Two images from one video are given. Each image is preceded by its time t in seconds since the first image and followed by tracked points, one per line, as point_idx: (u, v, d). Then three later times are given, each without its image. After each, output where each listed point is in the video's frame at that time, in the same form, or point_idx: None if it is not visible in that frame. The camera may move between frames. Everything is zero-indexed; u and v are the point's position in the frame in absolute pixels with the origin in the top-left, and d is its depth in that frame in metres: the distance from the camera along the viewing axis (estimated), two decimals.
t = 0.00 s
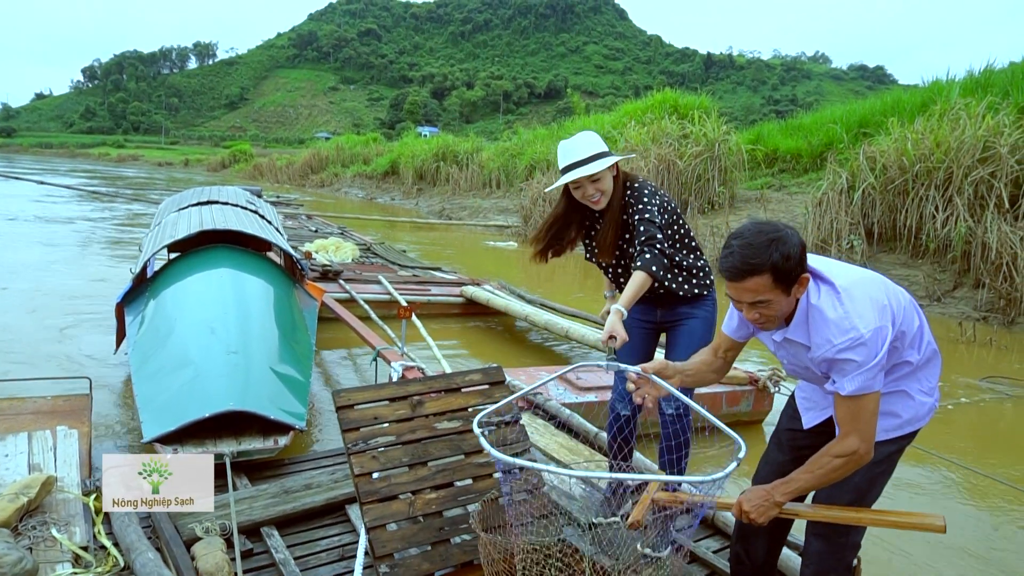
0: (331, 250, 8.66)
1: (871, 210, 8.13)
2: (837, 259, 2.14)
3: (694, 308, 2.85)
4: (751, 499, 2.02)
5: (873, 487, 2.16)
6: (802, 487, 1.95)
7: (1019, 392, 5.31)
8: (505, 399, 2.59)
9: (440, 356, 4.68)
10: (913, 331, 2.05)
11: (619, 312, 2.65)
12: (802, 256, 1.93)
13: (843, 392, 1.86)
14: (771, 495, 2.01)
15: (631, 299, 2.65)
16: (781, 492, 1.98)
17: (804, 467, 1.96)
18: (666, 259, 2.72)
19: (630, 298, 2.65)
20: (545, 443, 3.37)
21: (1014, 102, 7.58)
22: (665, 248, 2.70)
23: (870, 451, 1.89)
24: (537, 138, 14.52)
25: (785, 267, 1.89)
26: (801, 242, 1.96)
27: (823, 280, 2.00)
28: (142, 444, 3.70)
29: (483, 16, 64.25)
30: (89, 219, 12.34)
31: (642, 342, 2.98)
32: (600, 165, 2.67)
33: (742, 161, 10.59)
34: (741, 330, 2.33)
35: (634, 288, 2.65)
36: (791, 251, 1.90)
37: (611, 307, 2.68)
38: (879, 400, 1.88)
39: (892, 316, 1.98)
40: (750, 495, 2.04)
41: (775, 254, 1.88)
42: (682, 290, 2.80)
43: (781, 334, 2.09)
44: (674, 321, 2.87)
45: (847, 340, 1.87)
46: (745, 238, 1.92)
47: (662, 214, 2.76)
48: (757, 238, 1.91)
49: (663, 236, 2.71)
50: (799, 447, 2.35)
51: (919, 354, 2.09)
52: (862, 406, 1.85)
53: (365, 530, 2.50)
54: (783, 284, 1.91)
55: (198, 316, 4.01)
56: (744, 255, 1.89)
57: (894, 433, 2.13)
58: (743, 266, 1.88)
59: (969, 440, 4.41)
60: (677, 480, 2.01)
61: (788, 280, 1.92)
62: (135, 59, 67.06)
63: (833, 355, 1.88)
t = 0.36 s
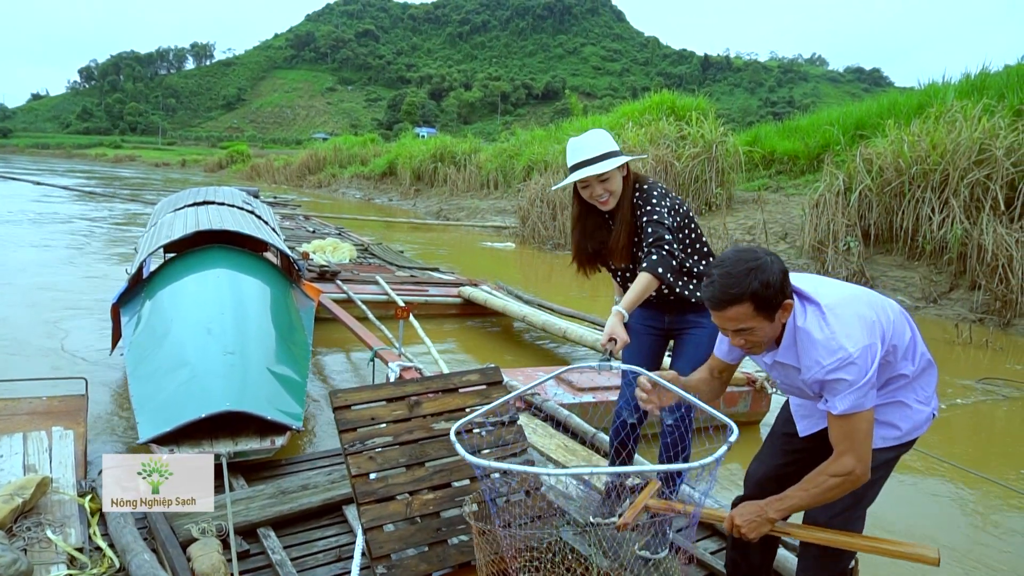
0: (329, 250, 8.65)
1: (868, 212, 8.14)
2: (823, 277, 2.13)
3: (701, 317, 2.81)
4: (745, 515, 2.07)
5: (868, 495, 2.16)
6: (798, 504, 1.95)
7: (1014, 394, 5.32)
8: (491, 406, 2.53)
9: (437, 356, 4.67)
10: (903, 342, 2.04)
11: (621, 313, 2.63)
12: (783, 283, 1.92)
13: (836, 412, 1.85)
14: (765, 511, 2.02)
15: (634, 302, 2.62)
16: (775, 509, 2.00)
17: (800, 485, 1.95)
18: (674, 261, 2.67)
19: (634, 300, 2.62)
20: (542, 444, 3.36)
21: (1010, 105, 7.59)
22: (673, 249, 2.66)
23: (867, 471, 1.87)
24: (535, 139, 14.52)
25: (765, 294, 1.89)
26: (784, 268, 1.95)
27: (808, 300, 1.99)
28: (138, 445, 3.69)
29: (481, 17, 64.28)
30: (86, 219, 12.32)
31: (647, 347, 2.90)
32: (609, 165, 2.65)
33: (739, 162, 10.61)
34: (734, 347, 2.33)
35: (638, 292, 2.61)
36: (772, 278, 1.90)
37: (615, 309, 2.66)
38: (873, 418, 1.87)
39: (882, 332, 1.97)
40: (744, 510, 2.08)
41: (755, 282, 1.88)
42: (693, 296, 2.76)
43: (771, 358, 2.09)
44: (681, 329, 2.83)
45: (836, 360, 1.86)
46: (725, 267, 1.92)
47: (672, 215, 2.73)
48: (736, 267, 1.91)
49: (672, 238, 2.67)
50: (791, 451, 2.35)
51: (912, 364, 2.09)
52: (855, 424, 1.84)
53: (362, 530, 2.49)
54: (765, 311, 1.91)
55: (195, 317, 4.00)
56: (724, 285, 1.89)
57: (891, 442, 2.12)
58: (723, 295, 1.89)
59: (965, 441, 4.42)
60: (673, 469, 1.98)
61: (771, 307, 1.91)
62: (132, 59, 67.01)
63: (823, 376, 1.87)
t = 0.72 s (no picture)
0: (328, 249, 8.64)
1: (868, 211, 8.13)
2: (802, 317, 2.18)
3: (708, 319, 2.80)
4: (738, 536, 2.09)
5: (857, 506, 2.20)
6: (796, 533, 1.99)
7: (1013, 393, 5.32)
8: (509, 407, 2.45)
9: (436, 355, 4.66)
10: (888, 370, 2.08)
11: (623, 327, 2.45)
12: (757, 334, 1.95)
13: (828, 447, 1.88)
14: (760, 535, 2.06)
15: (636, 314, 2.51)
16: (771, 534, 2.04)
17: (800, 516, 1.98)
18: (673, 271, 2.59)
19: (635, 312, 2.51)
20: (542, 443, 3.36)
21: (1010, 104, 7.59)
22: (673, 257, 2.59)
23: (869, 501, 1.90)
24: (534, 138, 14.51)
25: (737, 348, 1.93)
26: (760, 320, 1.98)
27: (786, 342, 2.03)
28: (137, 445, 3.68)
29: (480, 16, 64.24)
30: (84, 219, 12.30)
31: (653, 353, 2.88)
32: (610, 174, 2.60)
33: (739, 162, 10.62)
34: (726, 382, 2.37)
35: (639, 304, 2.52)
36: (745, 332, 1.93)
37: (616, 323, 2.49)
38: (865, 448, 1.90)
39: (862, 365, 2.02)
40: (738, 531, 2.10)
41: (726, 337, 1.92)
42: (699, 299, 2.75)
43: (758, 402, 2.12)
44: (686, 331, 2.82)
45: (821, 397, 1.89)
46: (699, 323, 1.97)
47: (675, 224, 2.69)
48: (709, 322, 1.95)
49: (672, 247, 2.60)
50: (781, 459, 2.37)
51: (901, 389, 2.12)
52: (850, 456, 1.87)
53: (361, 530, 2.49)
54: (738, 364, 1.95)
55: (194, 316, 4.00)
56: (697, 341, 1.94)
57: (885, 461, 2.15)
58: (696, 351, 1.94)
59: (966, 440, 4.42)
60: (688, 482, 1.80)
61: (744, 360, 1.95)
62: (131, 59, 66.99)
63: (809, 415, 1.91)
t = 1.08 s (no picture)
0: (327, 249, 8.64)
1: (867, 210, 8.10)
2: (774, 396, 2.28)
3: (709, 321, 2.77)
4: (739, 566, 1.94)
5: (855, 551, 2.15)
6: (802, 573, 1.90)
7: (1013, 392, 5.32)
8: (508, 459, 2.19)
9: (434, 355, 4.65)
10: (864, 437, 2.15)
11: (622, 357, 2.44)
12: (732, 407, 1.99)
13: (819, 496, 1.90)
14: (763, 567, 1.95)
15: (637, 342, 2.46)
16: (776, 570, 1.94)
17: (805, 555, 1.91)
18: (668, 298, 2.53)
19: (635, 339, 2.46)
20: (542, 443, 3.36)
21: (1009, 103, 7.60)
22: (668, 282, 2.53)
23: (877, 546, 1.86)
24: (533, 137, 14.51)
25: (710, 420, 1.96)
26: (736, 396, 2.01)
27: (759, 408, 2.14)
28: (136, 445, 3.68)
29: (480, 16, 64.26)
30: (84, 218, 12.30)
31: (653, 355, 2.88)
32: (605, 194, 2.54)
33: (738, 161, 10.63)
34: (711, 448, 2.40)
35: (636, 331, 2.46)
36: (720, 405, 1.96)
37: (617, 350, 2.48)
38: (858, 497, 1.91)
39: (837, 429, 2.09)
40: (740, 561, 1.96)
41: (699, 408, 1.96)
42: (698, 302, 2.74)
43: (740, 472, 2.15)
44: (686, 332, 2.81)
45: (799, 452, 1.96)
46: (674, 395, 2.02)
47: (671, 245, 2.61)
48: (684, 393, 1.99)
49: (667, 270, 2.53)
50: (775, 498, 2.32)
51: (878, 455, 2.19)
52: (844, 501, 1.88)
53: (361, 529, 2.49)
54: (712, 434, 1.98)
55: (193, 316, 3.99)
56: (672, 411, 1.98)
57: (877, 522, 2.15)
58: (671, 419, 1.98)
59: (966, 439, 4.42)
60: (705, 557, 1.64)
61: (718, 431, 1.98)
62: (130, 58, 66.98)
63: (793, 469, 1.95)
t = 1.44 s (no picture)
0: (328, 247, 8.63)
1: (867, 208, 8.10)
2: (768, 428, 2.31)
3: (707, 319, 2.78)
4: None
5: None
6: None
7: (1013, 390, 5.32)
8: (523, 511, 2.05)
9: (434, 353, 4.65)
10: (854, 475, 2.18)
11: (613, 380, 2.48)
12: (726, 421, 2.00)
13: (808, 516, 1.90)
14: None
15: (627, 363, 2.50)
16: None
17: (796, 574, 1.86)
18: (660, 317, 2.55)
19: (624, 362, 2.50)
20: (541, 442, 3.37)
21: (1010, 100, 7.57)
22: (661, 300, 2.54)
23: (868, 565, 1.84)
24: (534, 136, 14.50)
25: (703, 427, 1.97)
26: (733, 410, 2.03)
27: (753, 429, 2.16)
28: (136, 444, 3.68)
29: (480, 15, 64.15)
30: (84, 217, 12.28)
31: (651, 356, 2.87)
32: (601, 205, 2.52)
33: (738, 159, 10.61)
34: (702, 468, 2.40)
35: (625, 355, 2.50)
36: (716, 415, 1.98)
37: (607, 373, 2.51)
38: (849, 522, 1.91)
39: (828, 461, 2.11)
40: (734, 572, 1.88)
41: (695, 414, 1.97)
42: (694, 303, 2.76)
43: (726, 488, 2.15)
44: (686, 330, 2.81)
45: (790, 470, 1.98)
46: (675, 398, 2.04)
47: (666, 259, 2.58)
48: (683, 398, 2.02)
49: (660, 288, 2.53)
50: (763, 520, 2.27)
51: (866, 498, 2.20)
52: (834, 521, 1.88)
53: (360, 528, 2.49)
54: (703, 442, 1.99)
55: (193, 314, 3.99)
56: (669, 412, 2.00)
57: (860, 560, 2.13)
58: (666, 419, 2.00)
59: (965, 437, 4.42)
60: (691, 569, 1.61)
61: (709, 439, 1.99)
62: (130, 57, 66.97)
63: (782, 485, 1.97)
